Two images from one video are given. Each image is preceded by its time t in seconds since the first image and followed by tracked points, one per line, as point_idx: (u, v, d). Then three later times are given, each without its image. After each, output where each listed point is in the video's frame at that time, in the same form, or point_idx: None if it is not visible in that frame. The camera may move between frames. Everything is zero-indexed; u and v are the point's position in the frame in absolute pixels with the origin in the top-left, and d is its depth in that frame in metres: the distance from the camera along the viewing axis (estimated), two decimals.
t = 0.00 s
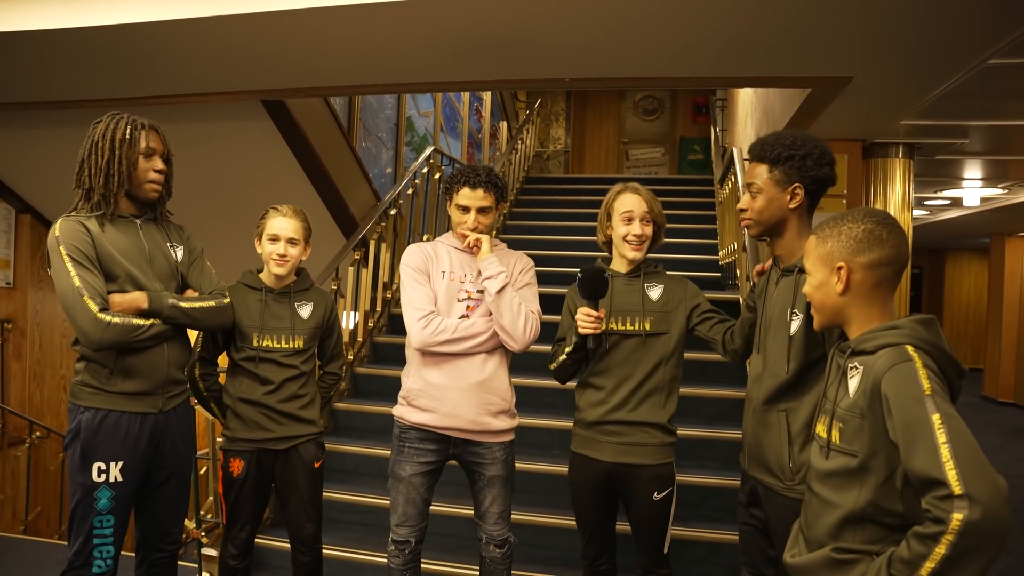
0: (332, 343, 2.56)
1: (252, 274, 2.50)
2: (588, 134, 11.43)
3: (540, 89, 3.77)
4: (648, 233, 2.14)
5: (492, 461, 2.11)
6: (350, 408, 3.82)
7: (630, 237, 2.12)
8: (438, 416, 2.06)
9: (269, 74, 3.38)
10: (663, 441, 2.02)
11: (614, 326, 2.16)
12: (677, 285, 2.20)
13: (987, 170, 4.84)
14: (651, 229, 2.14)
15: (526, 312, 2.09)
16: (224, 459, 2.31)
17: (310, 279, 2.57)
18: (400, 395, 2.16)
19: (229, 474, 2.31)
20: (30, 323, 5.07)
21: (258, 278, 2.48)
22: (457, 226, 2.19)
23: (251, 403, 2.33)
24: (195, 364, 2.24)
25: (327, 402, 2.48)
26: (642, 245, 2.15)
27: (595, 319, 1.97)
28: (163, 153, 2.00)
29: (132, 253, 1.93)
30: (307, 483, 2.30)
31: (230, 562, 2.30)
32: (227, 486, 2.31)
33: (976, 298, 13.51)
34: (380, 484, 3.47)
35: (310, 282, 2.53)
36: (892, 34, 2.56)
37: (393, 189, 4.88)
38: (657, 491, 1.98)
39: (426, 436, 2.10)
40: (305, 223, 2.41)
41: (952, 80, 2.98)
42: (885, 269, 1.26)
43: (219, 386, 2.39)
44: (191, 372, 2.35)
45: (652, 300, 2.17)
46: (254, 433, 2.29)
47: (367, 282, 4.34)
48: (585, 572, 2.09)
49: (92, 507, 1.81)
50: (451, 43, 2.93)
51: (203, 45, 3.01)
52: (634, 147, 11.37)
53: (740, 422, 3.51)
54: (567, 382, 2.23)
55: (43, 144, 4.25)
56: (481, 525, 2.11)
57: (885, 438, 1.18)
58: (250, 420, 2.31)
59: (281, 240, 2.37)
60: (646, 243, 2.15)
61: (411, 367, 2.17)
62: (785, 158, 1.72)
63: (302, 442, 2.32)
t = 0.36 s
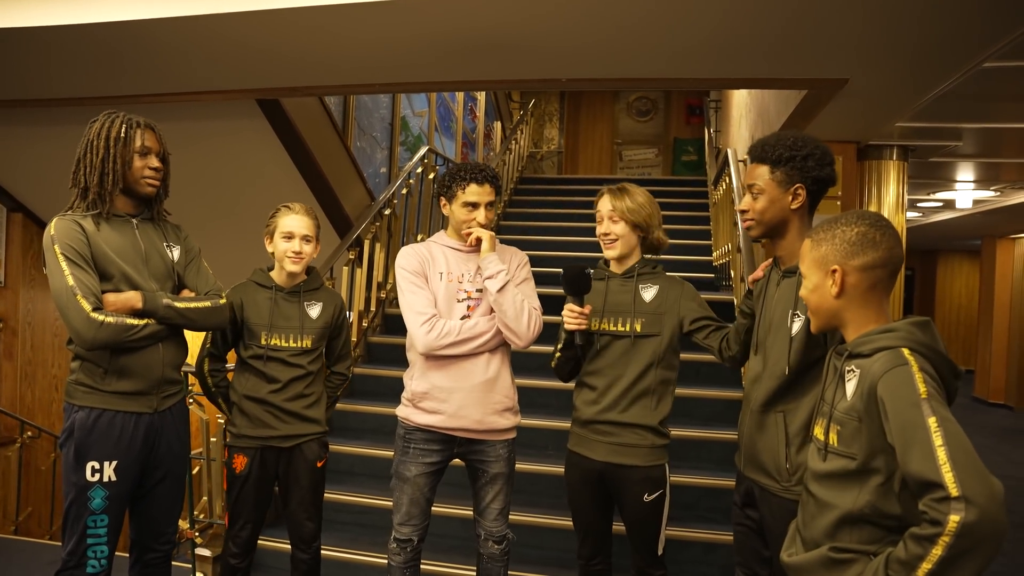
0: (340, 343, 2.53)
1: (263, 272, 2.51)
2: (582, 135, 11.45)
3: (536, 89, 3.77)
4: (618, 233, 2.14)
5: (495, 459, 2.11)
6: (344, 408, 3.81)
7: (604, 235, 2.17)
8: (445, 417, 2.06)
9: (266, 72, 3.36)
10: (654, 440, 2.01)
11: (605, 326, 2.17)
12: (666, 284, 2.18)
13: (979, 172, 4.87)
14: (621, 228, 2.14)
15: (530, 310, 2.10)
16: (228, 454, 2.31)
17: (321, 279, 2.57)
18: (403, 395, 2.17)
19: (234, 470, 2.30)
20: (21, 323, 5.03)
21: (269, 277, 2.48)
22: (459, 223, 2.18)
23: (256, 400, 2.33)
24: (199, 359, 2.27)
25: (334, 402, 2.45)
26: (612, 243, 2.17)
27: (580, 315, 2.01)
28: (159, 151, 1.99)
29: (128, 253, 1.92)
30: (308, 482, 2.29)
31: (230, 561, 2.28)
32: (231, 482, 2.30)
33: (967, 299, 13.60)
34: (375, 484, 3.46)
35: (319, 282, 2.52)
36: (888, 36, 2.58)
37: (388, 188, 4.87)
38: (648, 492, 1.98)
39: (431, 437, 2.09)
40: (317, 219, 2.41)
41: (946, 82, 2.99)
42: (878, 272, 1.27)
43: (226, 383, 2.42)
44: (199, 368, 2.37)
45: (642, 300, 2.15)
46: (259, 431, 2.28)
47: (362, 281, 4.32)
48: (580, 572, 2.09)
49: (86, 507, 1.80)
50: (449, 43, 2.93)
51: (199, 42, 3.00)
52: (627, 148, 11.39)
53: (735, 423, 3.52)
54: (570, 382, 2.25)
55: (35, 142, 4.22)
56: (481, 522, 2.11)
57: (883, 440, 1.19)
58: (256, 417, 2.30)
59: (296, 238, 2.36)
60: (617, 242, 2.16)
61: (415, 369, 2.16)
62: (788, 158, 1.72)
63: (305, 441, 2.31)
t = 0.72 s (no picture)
0: (337, 340, 2.54)
1: (258, 271, 2.50)
2: (579, 134, 11.45)
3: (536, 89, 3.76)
4: (602, 235, 2.15)
5: (501, 459, 2.11)
6: (343, 407, 3.80)
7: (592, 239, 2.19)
8: (452, 416, 2.05)
9: (266, 71, 3.35)
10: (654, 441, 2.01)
11: (601, 326, 2.17)
12: (659, 280, 2.14)
13: (977, 172, 4.89)
14: (605, 231, 2.15)
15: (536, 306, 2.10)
16: (225, 453, 2.32)
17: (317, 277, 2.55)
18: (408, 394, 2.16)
19: (231, 470, 2.30)
20: (18, 322, 5.01)
21: (264, 276, 2.48)
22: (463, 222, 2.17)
23: (252, 399, 2.32)
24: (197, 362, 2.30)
25: (332, 400, 2.45)
26: (595, 245, 2.18)
27: (574, 311, 2.04)
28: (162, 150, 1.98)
29: (131, 252, 1.91)
30: (306, 481, 2.28)
31: (234, 562, 2.27)
32: (230, 482, 2.30)
33: (963, 299, 13.65)
34: (375, 484, 3.46)
35: (315, 280, 2.50)
36: (890, 36, 2.58)
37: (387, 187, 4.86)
38: (647, 490, 1.98)
39: (437, 437, 2.09)
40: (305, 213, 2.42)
41: (947, 82, 3.00)
42: (882, 272, 1.27)
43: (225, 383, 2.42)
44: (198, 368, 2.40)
45: (636, 300, 2.13)
46: (255, 429, 2.28)
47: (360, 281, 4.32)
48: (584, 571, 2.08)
49: (86, 506, 1.79)
50: (451, 42, 2.92)
51: (199, 41, 2.99)
52: (624, 147, 11.40)
53: (734, 422, 3.53)
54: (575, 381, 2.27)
55: (33, 141, 4.20)
56: (483, 521, 2.11)
57: (889, 439, 1.19)
58: (255, 418, 2.30)
59: (298, 238, 2.36)
60: (600, 243, 2.17)
61: (419, 369, 2.15)
62: (794, 157, 1.73)
63: (303, 440, 2.30)
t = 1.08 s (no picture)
0: (315, 333, 2.52)
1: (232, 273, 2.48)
2: (576, 131, 11.45)
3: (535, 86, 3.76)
4: (607, 232, 2.15)
5: (501, 453, 2.11)
6: (342, 405, 3.80)
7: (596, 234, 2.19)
8: (454, 414, 2.05)
9: (266, 67, 3.33)
10: (654, 440, 2.00)
11: (599, 321, 2.18)
12: (657, 278, 2.11)
13: (974, 170, 4.91)
14: (610, 228, 2.15)
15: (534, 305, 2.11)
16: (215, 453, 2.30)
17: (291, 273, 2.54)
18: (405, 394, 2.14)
19: (222, 469, 2.30)
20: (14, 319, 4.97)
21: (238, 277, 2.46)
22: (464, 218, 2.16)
23: (239, 400, 2.32)
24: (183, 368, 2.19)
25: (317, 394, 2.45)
26: (600, 243, 2.18)
27: (576, 300, 2.06)
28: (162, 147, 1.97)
29: (132, 250, 1.90)
30: (298, 477, 2.28)
31: (228, 561, 2.27)
32: (221, 481, 2.30)
33: (957, 296, 13.72)
34: (374, 481, 3.45)
35: (290, 276, 2.49)
36: (893, 34, 2.58)
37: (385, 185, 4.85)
38: (643, 489, 1.98)
39: (437, 434, 2.08)
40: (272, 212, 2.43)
41: (948, 80, 3.01)
42: (888, 270, 1.27)
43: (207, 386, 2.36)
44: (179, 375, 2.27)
45: (631, 298, 2.12)
46: (246, 427, 2.28)
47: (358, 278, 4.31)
48: (585, 568, 2.09)
49: (88, 506, 1.78)
50: (452, 38, 2.91)
51: (199, 36, 2.97)
52: (620, 145, 11.41)
53: (733, 419, 3.53)
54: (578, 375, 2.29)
55: (29, 137, 4.17)
56: (487, 521, 2.10)
57: (896, 435, 1.19)
58: (243, 416, 2.30)
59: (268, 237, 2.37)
60: (605, 241, 2.16)
61: (417, 370, 2.13)
62: (795, 154, 1.72)
63: (293, 434, 2.31)
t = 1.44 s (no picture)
0: (319, 331, 2.50)
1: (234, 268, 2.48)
2: (573, 130, 11.44)
3: (537, 84, 3.75)
4: (637, 227, 2.13)
5: (481, 448, 2.09)
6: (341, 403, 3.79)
7: (619, 229, 2.16)
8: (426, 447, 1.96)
9: (266, 64, 3.32)
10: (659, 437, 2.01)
11: (609, 322, 2.16)
12: (669, 281, 2.11)
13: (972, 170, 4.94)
14: (640, 224, 2.13)
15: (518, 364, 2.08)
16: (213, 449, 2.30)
17: (293, 270, 2.54)
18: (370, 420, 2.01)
19: (220, 465, 2.29)
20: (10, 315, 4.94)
21: (240, 273, 2.46)
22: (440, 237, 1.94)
23: (237, 394, 2.32)
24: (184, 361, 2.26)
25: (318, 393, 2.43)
26: (629, 238, 2.15)
27: (594, 304, 2.04)
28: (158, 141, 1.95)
29: (130, 247, 1.89)
30: (296, 475, 2.27)
31: (229, 558, 2.26)
32: (221, 478, 2.29)
33: (953, 295, 13.77)
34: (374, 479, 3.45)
35: (292, 273, 2.49)
36: (897, 33, 2.59)
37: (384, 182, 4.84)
38: (649, 486, 1.98)
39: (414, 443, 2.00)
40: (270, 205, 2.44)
41: (950, 80, 3.02)
42: (882, 274, 1.27)
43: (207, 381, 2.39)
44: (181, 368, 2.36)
45: (644, 298, 2.12)
46: (243, 423, 2.27)
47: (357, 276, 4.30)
48: (585, 569, 2.09)
49: (90, 505, 1.77)
50: (455, 36, 2.91)
51: (200, 32, 2.95)
52: (617, 143, 11.41)
53: (733, 417, 3.54)
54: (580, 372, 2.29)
55: (25, 132, 4.14)
56: (485, 523, 2.05)
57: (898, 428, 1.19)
58: (240, 411, 2.29)
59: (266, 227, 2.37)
60: (634, 236, 2.15)
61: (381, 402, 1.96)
62: (800, 152, 1.73)
63: (290, 433, 2.29)
